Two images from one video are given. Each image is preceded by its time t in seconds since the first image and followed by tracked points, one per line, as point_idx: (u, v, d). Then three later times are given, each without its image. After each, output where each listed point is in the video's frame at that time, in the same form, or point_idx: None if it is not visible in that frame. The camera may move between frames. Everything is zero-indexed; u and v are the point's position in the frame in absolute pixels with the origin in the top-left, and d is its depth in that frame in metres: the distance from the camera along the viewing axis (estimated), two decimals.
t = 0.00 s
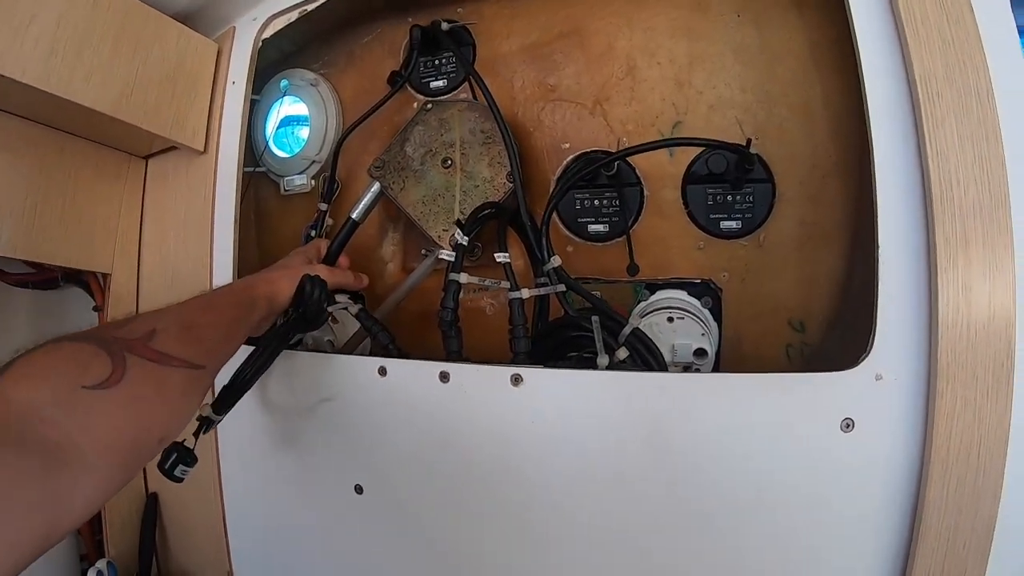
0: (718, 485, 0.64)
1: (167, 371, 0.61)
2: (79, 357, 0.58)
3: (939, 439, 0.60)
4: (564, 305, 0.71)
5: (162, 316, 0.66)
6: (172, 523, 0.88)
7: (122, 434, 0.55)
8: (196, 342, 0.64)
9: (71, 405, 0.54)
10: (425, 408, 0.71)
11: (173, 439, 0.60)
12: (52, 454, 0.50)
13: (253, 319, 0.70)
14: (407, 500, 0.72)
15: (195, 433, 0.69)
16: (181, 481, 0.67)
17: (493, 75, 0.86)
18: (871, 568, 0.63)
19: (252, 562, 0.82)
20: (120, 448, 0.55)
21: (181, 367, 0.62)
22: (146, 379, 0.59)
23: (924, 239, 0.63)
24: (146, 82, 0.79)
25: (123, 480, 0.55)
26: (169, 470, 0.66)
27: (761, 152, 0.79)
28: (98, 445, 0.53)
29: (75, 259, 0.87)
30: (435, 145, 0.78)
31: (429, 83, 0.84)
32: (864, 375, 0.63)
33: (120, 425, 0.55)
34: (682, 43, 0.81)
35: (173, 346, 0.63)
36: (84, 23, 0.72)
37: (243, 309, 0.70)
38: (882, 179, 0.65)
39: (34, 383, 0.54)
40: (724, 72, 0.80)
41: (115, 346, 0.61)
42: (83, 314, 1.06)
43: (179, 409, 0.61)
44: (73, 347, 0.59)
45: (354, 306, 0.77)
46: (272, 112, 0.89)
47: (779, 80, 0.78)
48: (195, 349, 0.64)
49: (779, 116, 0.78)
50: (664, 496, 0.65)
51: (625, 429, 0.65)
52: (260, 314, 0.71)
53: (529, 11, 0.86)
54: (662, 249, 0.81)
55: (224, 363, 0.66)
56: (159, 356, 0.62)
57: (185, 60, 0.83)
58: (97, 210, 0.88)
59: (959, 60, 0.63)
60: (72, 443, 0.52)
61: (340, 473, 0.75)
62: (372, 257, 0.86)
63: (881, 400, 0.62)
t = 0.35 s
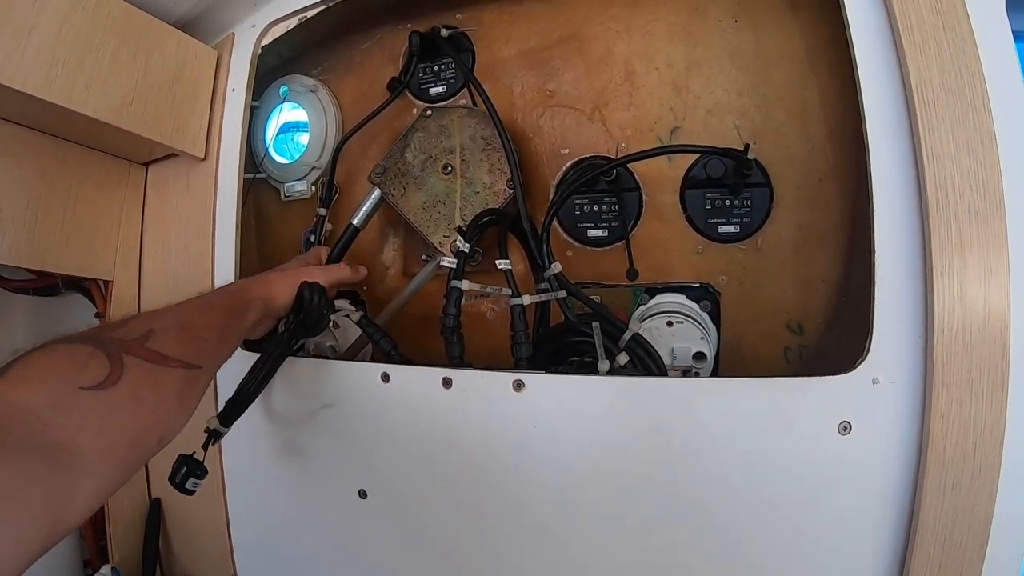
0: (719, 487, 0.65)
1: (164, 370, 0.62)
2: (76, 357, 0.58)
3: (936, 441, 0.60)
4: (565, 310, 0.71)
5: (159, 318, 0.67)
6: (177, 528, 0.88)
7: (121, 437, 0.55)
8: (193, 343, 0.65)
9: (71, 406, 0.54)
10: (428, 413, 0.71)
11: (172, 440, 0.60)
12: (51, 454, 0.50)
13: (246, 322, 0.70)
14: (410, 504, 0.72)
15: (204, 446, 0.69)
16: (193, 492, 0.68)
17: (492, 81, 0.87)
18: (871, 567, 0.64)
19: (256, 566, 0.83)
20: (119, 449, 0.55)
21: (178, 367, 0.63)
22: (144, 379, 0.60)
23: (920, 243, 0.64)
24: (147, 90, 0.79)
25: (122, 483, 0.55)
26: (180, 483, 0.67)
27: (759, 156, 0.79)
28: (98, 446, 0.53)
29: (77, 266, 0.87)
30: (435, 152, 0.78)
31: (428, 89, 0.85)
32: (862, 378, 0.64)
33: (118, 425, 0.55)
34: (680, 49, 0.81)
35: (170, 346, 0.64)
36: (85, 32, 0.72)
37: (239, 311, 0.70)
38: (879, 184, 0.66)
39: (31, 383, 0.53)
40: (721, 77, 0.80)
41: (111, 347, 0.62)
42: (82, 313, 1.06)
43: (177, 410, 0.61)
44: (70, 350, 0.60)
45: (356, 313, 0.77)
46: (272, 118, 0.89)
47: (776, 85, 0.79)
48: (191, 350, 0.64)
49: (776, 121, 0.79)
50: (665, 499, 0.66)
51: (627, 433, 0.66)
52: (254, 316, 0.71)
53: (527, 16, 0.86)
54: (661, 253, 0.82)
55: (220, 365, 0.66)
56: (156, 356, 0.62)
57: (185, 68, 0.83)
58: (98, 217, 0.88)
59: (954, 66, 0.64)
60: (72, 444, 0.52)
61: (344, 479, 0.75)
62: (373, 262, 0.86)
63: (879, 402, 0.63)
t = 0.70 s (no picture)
0: (725, 487, 0.64)
1: (163, 381, 0.61)
2: (75, 367, 0.58)
3: (944, 440, 0.60)
4: (569, 309, 0.70)
5: (160, 325, 0.66)
6: (175, 531, 0.87)
7: (119, 449, 0.55)
8: (193, 351, 0.65)
9: (69, 417, 0.54)
10: (430, 414, 0.70)
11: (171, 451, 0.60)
12: (45, 467, 0.49)
13: (248, 328, 0.69)
14: (412, 506, 0.72)
15: (202, 446, 0.68)
16: (191, 493, 0.68)
17: (493, 80, 0.86)
18: (878, 568, 0.63)
19: (256, 569, 0.82)
20: (117, 458, 0.54)
21: (178, 377, 0.62)
22: (143, 391, 0.59)
23: (926, 240, 0.64)
24: (146, 88, 0.79)
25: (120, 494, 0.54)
26: (177, 484, 0.66)
27: (762, 155, 0.79)
28: (95, 457, 0.53)
29: (75, 266, 0.86)
30: (437, 150, 0.78)
31: (429, 87, 0.84)
32: (868, 377, 0.63)
33: (116, 437, 0.55)
34: (682, 47, 0.81)
35: (171, 356, 0.63)
36: (84, 30, 0.71)
37: (243, 315, 0.69)
38: (884, 182, 0.66)
39: (30, 395, 0.53)
40: (724, 76, 0.80)
41: (111, 356, 0.61)
42: (81, 317, 1.05)
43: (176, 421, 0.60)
44: (69, 361, 0.59)
45: (357, 313, 0.76)
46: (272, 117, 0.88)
47: (779, 83, 0.79)
48: (191, 359, 0.64)
49: (779, 119, 0.79)
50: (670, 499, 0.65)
51: (632, 433, 0.65)
52: (255, 321, 0.70)
53: (528, 15, 0.86)
54: (665, 252, 0.81)
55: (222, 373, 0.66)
56: (156, 367, 0.62)
57: (184, 67, 0.83)
58: (96, 217, 0.87)
59: (959, 63, 0.64)
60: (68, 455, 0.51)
61: (345, 480, 0.74)
62: (374, 262, 0.86)
63: (885, 401, 0.63)
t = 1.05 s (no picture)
0: (720, 485, 0.65)
1: (168, 379, 0.62)
2: (83, 365, 0.59)
3: (935, 438, 0.61)
4: (565, 310, 0.71)
5: (165, 325, 0.67)
6: (177, 530, 0.88)
7: (124, 447, 0.56)
8: (197, 351, 0.65)
9: (77, 414, 0.54)
10: (429, 413, 0.71)
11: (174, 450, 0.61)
12: (54, 464, 0.50)
13: (252, 328, 0.70)
14: (412, 505, 0.72)
15: (205, 446, 0.69)
16: (193, 492, 0.68)
17: (491, 82, 0.87)
18: (871, 564, 0.64)
19: (257, 568, 0.82)
20: (123, 455, 0.55)
21: (182, 376, 0.63)
22: (148, 389, 0.60)
23: (918, 241, 0.64)
24: (147, 91, 0.79)
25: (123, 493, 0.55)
26: (180, 482, 0.67)
27: (757, 156, 0.80)
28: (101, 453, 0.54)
29: (76, 268, 0.87)
30: (435, 152, 0.78)
31: (427, 90, 0.85)
32: (861, 376, 0.64)
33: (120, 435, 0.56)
34: (678, 50, 0.82)
35: (176, 356, 0.64)
36: (85, 33, 0.72)
37: (246, 318, 0.70)
38: (876, 183, 0.66)
39: (37, 393, 0.54)
40: (720, 78, 0.81)
41: (117, 355, 0.62)
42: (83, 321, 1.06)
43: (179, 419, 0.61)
44: (76, 358, 0.60)
45: (356, 314, 0.77)
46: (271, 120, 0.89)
47: (773, 86, 0.79)
48: (195, 359, 0.65)
49: (774, 121, 0.79)
50: (666, 497, 0.66)
51: (628, 432, 0.66)
52: (258, 322, 0.71)
53: (525, 18, 0.86)
54: (661, 252, 0.82)
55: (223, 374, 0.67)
56: (162, 365, 0.63)
57: (184, 70, 0.83)
58: (97, 219, 0.88)
59: (951, 66, 0.64)
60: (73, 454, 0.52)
61: (345, 479, 0.75)
62: (373, 263, 0.86)
63: (877, 400, 0.64)
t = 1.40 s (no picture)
0: (728, 487, 0.65)
1: (164, 392, 0.61)
2: (76, 379, 0.58)
3: (945, 440, 0.60)
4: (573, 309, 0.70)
5: (161, 333, 0.65)
6: (177, 530, 0.87)
7: (117, 460, 0.55)
8: (193, 360, 0.64)
9: (70, 430, 0.54)
10: (434, 413, 0.70)
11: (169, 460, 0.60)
12: (47, 480, 0.50)
13: (249, 333, 0.69)
14: (416, 506, 0.72)
15: (209, 450, 0.68)
16: (197, 497, 0.67)
17: (496, 78, 0.86)
18: (880, 566, 0.64)
19: (259, 568, 0.82)
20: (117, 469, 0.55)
21: (177, 388, 0.62)
22: (143, 402, 0.59)
23: (928, 242, 0.64)
24: (148, 87, 0.78)
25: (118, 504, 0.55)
26: (184, 488, 0.66)
27: (765, 155, 0.79)
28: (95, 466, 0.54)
29: (76, 264, 0.86)
30: (440, 149, 0.77)
31: (432, 86, 0.84)
32: (870, 377, 0.64)
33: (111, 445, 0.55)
34: (686, 48, 0.81)
35: (171, 366, 0.63)
36: (85, 28, 0.71)
37: (245, 321, 0.69)
38: (887, 184, 0.66)
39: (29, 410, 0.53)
40: (727, 76, 0.80)
41: (111, 366, 0.61)
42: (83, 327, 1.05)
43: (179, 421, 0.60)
44: (70, 372, 0.59)
45: (361, 312, 0.76)
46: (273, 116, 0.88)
47: (781, 85, 0.79)
48: (192, 369, 0.64)
49: (782, 120, 0.79)
50: (674, 499, 0.65)
51: (636, 433, 0.65)
52: (256, 327, 0.70)
53: (531, 14, 0.86)
54: (668, 252, 0.81)
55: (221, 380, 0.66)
56: (157, 377, 0.61)
57: (186, 65, 0.82)
58: (97, 215, 0.87)
59: (962, 66, 0.64)
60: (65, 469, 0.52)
61: (349, 479, 0.74)
62: (376, 261, 0.85)
63: (887, 401, 0.63)
